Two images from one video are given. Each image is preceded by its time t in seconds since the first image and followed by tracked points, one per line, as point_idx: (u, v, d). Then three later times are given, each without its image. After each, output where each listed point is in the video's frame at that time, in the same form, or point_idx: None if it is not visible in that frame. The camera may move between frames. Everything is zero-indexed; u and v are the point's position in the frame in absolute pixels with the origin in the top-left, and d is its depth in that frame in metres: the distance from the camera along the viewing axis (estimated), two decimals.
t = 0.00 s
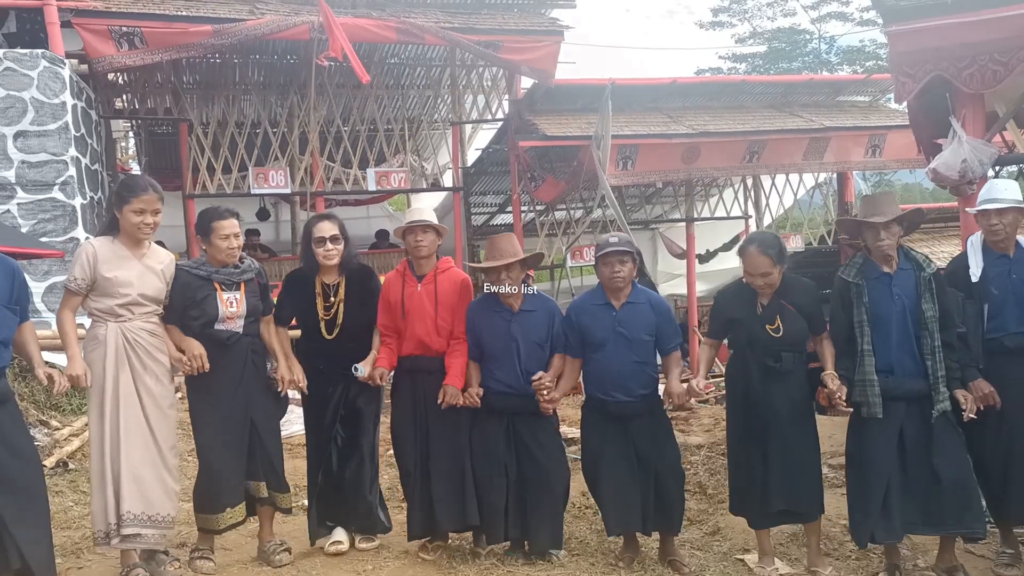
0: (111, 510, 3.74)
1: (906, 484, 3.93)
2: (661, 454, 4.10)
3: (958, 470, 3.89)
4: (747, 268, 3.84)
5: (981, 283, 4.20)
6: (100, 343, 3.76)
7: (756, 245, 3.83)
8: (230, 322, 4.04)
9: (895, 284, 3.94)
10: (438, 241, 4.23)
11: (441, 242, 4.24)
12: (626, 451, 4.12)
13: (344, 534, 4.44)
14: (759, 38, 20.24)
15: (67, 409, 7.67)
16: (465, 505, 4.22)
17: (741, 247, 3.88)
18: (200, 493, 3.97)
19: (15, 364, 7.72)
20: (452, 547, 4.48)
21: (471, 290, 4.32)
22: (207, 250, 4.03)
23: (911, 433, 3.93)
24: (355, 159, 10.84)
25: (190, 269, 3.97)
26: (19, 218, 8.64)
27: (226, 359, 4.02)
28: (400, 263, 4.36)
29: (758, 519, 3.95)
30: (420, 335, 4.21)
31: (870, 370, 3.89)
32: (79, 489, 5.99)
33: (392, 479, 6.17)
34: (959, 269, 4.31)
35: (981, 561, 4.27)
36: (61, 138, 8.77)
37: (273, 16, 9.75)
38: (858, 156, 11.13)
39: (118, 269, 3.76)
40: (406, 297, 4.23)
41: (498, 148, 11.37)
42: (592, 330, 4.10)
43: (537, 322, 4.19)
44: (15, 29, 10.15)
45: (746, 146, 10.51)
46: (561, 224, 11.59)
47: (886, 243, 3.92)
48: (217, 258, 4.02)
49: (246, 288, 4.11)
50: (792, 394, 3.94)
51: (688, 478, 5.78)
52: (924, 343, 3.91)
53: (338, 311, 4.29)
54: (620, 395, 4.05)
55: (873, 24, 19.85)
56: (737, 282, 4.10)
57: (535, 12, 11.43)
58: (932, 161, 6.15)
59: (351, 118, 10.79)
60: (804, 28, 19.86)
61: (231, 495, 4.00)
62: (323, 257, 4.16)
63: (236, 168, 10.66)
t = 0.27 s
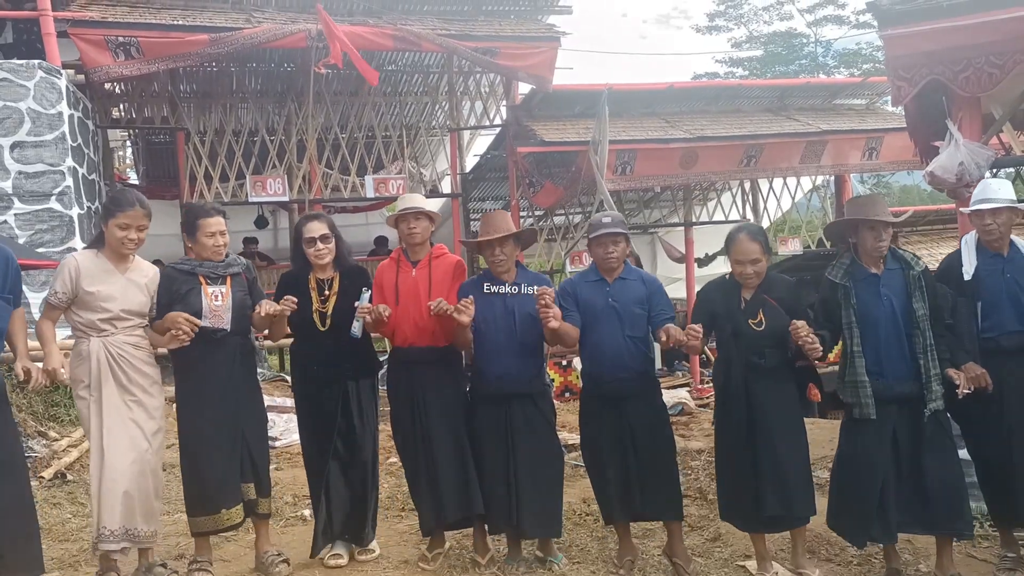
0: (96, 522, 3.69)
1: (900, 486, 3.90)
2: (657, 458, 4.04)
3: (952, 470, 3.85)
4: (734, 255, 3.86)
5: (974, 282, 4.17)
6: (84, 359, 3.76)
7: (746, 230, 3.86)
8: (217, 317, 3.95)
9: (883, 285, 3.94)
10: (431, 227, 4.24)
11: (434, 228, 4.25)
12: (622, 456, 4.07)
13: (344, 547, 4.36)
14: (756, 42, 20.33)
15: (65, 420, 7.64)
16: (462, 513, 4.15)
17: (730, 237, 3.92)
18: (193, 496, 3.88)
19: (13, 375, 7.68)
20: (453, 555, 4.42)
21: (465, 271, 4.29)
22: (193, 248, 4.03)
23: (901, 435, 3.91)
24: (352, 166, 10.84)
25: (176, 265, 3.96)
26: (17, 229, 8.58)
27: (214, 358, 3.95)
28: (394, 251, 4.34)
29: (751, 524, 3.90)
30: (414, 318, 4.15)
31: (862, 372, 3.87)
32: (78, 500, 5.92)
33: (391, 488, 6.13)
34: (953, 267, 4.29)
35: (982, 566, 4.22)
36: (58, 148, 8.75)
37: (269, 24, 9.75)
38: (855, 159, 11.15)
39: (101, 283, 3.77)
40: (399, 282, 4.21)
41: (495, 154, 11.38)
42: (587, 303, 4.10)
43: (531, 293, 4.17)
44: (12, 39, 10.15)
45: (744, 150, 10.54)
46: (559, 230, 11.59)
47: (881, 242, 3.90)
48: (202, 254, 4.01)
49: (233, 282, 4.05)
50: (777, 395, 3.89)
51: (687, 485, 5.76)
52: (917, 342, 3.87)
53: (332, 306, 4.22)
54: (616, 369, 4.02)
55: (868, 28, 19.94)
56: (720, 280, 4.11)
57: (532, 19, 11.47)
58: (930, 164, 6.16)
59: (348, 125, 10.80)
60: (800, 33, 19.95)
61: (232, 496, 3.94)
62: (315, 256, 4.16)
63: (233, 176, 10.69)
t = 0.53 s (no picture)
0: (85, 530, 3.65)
1: (901, 493, 3.87)
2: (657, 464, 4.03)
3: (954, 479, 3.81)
4: (731, 257, 3.86)
5: (979, 293, 4.14)
6: (60, 364, 3.72)
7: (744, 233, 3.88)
8: (212, 340, 3.94)
9: (886, 294, 3.91)
10: (431, 251, 4.20)
11: (434, 252, 4.21)
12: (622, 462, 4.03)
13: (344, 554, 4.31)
14: (754, 44, 20.33)
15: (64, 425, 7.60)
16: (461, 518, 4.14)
17: (727, 242, 3.92)
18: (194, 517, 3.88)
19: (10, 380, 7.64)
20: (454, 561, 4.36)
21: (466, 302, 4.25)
22: (189, 265, 4.00)
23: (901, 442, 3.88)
24: (350, 169, 10.81)
25: (171, 285, 3.94)
26: (14, 232, 8.48)
27: (208, 372, 3.94)
28: (393, 275, 4.29)
29: (747, 534, 3.87)
30: (414, 349, 4.16)
31: (858, 381, 3.87)
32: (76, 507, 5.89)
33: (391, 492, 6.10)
34: (958, 276, 4.26)
35: (986, 569, 4.20)
36: (56, 152, 8.76)
37: (267, 27, 9.73)
38: (855, 161, 11.13)
39: (72, 289, 3.72)
40: (398, 310, 4.18)
41: (494, 156, 11.36)
42: (586, 346, 4.02)
43: (534, 334, 4.11)
44: (10, 43, 10.11)
45: (743, 152, 10.53)
46: (558, 232, 11.57)
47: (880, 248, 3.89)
48: (199, 272, 3.97)
49: (228, 304, 4.02)
50: (772, 403, 3.88)
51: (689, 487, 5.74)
52: (914, 355, 3.85)
53: (329, 328, 4.22)
54: (615, 406, 3.97)
55: (866, 29, 19.93)
56: (716, 296, 4.08)
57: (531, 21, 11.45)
58: (930, 166, 6.14)
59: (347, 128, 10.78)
60: (797, 34, 19.96)
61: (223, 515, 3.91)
62: (310, 273, 4.09)
63: (231, 180, 10.61)
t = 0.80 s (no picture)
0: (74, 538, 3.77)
1: (900, 494, 3.86)
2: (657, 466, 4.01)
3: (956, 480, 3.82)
4: (731, 253, 3.88)
5: (977, 290, 4.13)
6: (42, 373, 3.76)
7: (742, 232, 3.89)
8: (206, 341, 3.96)
9: (884, 294, 3.91)
10: (434, 253, 4.23)
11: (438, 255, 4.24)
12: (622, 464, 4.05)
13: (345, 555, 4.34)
14: (752, 45, 20.36)
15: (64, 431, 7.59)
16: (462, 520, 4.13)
17: (726, 238, 3.94)
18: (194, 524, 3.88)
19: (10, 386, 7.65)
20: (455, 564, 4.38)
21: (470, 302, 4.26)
22: (180, 270, 4.01)
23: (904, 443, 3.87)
24: (350, 172, 10.82)
25: (163, 290, 3.95)
26: (14, 237, 8.48)
27: (204, 377, 3.94)
28: (400, 276, 4.34)
29: (747, 535, 3.86)
30: (418, 347, 4.15)
31: (861, 381, 3.87)
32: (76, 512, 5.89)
33: (391, 495, 6.10)
34: (956, 277, 4.23)
35: (988, 569, 4.20)
36: (55, 157, 8.77)
37: (266, 31, 9.75)
38: (853, 162, 11.14)
39: (56, 300, 3.73)
40: (404, 308, 4.20)
41: (493, 159, 11.38)
42: (590, 336, 4.05)
43: (541, 325, 4.15)
44: (9, 49, 10.12)
45: (741, 154, 10.54)
46: (557, 234, 11.58)
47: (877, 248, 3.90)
48: (190, 277, 4.00)
49: (220, 305, 4.05)
50: (773, 402, 3.88)
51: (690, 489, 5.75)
52: (914, 355, 3.84)
53: (332, 317, 4.23)
54: (616, 400, 3.98)
55: (864, 30, 19.95)
56: (717, 295, 4.09)
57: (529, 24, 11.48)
58: (928, 167, 6.15)
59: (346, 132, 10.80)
60: (795, 36, 19.99)
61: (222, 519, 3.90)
62: (319, 259, 4.16)
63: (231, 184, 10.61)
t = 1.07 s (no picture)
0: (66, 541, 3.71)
1: (902, 494, 3.86)
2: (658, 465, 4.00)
3: (956, 479, 3.81)
4: (732, 245, 3.87)
5: (978, 283, 4.12)
6: (36, 375, 3.73)
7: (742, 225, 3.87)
8: (205, 334, 3.95)
9: (887, 291, 3.91)
10: (451, 237, 4.20)
11: (454, 238, 4.21)
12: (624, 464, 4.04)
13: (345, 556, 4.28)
14: (751, 47, 20.36)
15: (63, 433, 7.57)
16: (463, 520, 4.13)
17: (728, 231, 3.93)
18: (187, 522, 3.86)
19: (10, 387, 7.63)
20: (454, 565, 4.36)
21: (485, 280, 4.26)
22: (176, 263, 4.01)
23: (905, 442, 3.86)
24: (350, 174, 10.81)
25: (160, 285, 3.96)
26: (13, 239, 8.50)
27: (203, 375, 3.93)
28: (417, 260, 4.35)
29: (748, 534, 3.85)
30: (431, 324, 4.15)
31: (866, 378, 3.85)
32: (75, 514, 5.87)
33: (391, 497, 6.08)
34: (955, 271, 4.23)
35: (990, 569, 4.19)
36: (55, 159, 8.76)
37: (265, 33, 9.75)
38: (853, 164, 11.13)
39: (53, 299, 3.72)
40: (418, 288, 4.22)
41: (492, 161, 11.36)
42: (606, 310, 4.09)
43: (551, 298, 4.20)
44: (8, 51, 10.12)
45: (742, 156, 10.52)
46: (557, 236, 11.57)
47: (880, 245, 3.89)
48: (186, 271, 3.99)
49: (217, 298, 4.04)
50: (776, 399, 3.86)
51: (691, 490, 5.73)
52: (918, 351, 3.83)
53: (348, 305, 4.22)
54: (626, 374, 4.01)
55: (863, 31, 19.95)
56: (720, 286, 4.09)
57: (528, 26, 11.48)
58: (928, 168, 6.14)
59: (345, 134, 10.79)
60: (794, 38, 20.00)
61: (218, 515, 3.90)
62: (330, 255, 4.14)
63: (230, 186, 10.60)
